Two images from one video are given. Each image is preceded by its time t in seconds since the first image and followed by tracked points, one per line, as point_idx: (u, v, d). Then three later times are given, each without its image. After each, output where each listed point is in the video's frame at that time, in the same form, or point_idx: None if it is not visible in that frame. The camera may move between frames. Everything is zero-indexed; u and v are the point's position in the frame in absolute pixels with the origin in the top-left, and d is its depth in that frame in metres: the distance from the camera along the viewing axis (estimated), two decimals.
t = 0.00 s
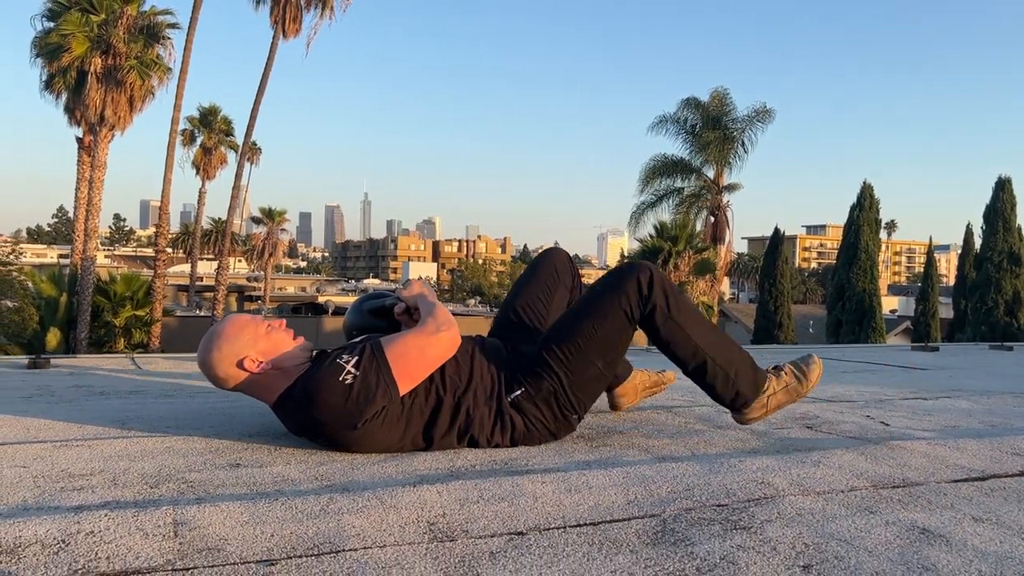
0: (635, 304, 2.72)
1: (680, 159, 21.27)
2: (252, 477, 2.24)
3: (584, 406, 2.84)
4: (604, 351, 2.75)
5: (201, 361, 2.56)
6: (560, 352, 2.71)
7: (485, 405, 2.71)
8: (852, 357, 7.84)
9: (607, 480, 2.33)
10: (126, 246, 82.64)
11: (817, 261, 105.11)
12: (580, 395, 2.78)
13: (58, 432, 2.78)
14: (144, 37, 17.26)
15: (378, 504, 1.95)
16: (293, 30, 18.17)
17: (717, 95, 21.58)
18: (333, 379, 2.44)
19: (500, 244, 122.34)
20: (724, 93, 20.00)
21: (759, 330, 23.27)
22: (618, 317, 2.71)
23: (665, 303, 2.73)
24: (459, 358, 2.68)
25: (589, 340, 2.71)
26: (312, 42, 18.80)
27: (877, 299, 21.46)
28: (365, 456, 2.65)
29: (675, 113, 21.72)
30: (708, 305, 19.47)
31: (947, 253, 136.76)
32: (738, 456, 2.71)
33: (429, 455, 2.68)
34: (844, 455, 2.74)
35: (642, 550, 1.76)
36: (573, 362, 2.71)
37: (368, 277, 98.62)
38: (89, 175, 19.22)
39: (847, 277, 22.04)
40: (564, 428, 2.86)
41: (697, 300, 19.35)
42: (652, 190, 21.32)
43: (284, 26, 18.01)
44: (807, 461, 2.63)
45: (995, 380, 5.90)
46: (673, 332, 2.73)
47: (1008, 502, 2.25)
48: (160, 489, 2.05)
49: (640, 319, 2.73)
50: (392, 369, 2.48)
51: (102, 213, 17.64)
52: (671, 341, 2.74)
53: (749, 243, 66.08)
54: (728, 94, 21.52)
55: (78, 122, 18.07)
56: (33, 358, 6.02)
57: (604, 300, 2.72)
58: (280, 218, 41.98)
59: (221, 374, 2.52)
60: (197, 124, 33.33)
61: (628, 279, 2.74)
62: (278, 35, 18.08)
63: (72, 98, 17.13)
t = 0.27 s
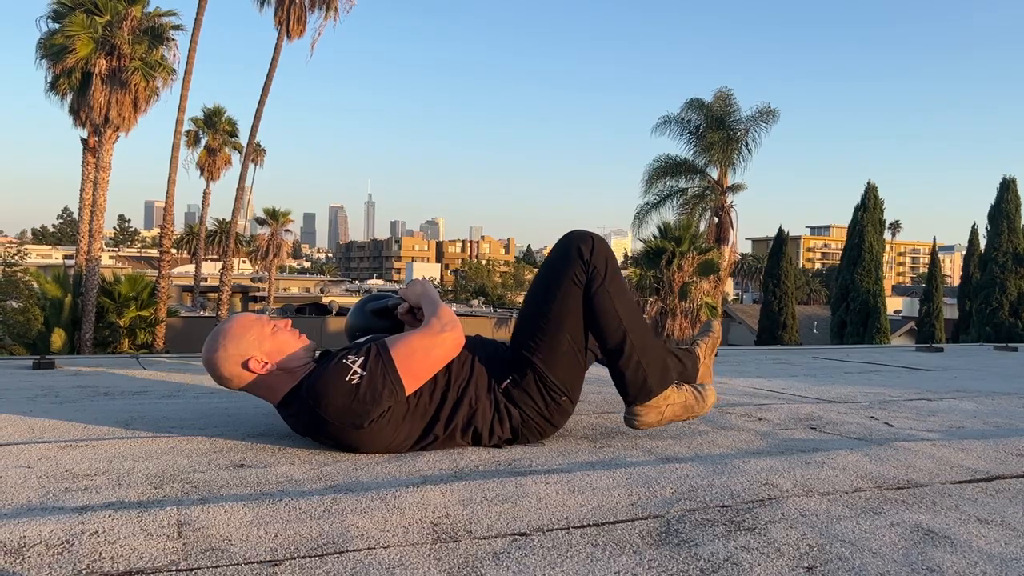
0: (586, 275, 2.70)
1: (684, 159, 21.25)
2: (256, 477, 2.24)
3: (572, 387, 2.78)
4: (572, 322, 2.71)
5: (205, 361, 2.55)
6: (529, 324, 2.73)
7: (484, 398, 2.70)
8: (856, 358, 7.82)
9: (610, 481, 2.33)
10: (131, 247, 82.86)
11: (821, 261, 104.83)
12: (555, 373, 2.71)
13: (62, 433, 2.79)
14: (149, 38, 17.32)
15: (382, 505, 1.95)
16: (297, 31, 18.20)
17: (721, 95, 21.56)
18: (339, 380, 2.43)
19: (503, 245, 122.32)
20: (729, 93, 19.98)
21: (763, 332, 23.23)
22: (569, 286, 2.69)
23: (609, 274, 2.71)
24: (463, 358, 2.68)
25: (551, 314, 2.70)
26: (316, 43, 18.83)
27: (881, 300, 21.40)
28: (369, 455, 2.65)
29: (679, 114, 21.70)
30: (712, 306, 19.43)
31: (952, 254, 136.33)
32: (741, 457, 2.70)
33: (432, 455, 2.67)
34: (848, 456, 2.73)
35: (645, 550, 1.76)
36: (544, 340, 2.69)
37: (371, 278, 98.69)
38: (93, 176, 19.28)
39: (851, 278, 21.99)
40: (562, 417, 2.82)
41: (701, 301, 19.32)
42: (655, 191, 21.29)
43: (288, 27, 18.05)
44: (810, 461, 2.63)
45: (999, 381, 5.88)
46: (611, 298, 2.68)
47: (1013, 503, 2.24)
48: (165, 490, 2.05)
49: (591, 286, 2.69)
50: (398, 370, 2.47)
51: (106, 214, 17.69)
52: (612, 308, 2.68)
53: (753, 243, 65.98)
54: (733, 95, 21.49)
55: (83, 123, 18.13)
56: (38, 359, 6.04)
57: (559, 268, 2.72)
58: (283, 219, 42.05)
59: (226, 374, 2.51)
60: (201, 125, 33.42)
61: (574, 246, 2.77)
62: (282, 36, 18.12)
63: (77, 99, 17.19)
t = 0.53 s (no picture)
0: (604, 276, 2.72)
1: (688, 160, 21.23)
2: (263, 476, 2.24)
3: (578, 385, 2.78)
4: (584, 322, 2.72)
5: (213, 361, 2.55)
6: (543, 321, 2.75)
7: (491, 395, 2.71)
8: (861, 359, 7.80)
9: (617, 480, 2.32)
10: (136, 248, 83.08)
11: (826, 261, 104.62)
12: (562, 370, 2.72)
13: (70, 432, 2.80)
14: (153, 40, 17.38)
15: (390, 504, 1.95)
16: (302, 32, 18.24)
17: (725, 96, 21.54)
18: (348, 380, 2.43)
19: (507, 246, 122.38)
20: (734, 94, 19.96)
21: (768, 332, 23.19)
22: (587, 283, 2.71)
23: (627, 277, 2.74)
24: (470, 357, 2.69)
25: (566, 313, 2.71)
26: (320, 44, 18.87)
27: (886, 300, 21.35)
28: (376, 455, 2.65)
29: (683, 114, 21.69)
30: (716, 307, 19.41)
31: (957, 254, 135.94)
32: (747, 457, 2.70)
33: (438, 454, 2.67)
34: (854, 456, 2.72)
35: (652, 549, 1.76)
36: (555, 339, 2.70)
37: (375, 279, 98.79)
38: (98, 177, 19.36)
39: (856, 279, 21.94)
40: (567, 413, 2.81)
41: (705, 302, 19.30)
42: (659, 192, 21.28)
43: (292, 29, 18.09)
44: (816, 461, 2.63)
45: (1005, 381, 5.87)
46: (626, 298, 2.71)
47: (1021, 503, 2.23)
48: (172, 489, 2.06)
49: (609, 284, 2.71)
50: (406, 369, 2.48)
51: (111, 215, 17.75)
52: (626, 310, 2.71)
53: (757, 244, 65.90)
54: (737, 95, 21.47)
55: (88, 124, 18.19)
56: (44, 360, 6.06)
57: (578, 267, 2.74)
58: (288, 220, 42.12)
59: (234, 374, 2.51)
60: (205, 126, 33.50)
61: (597, 246, 2.79)
62: (286, 37, 18.15)
63: (82, 100, 17.24)
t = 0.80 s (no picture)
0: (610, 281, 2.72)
1: (692, 161, 21.21)
2: (268, 478, 2.25)
3: (584, 390, 2.78)
4: (590, 327, 2.72)
5: (216, 366, 2.56)
6: (549, 326, 2.75)
7: (496, 399, 2.70)
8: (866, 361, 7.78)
9: (622, 482, 2.33)
10: (140, 249, 83.22)
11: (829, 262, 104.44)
12: (569, 374, 2.72)
13: (76, 434, 2.81)
14: (158, 41, 17.40)
15: (395, 506, 1.96)
16: (305, 33, 18.26)
17: (729, 97, 21.51)
18: (350, 385, 2.44)
19: (510, 247, 122.38)
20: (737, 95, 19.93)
21: (772, 334, 23.14)
22: (593, 288, 2.71)
23: (633, 281, 2.74)
24: (474, 361, 2.68)
25: (573, 318, 2.71)
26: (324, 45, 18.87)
27: (890, 301, 21.30)
28: (380, 458, 2.65)
29: (687, 115, 21.67)
30: (719, 308, 19.42)
31: (961, 255, 135.60)
32: (752, 459, 2.70)
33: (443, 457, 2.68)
34: (859, 458, 2.72)
35: (658, 552, 1.76)
36: (561, 343, 2.70)
37: (379, 279, 98.83)
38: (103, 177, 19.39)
39: (860, 280, 21.90)
40: (572, 417, 2.81)
41: (709, 303, 19.29)
42: (663, 193, 21.27)
43: (296, 30, 18.10)
44: (821, 464, 2.62)
45: (1010, 383, 5.85)
46: (632, 303, 2.72)
47: None
48: (178, 491, 2.06)
49: (615, 289, 2.71)
50: (409, 374, 2.49)
51: (116, 216, 17.77)
52: (632, 313, 2.72)
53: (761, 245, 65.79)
54: (741, 96, 21.44)
55: (92, 125, 18.22)
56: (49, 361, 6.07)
57: (584, 272, 2.74)
58: (291, 221, 42.17)
59: (236, 380, 2.52)
60: (209, 127, 33.55)
61: (602, 250, 2.78)
62: (290, 38, 18.16)
63: (87, 102, 17.28)
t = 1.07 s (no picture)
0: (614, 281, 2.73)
1: (695, 162, 21.19)
2: (271, 480, 2.25)
3: (587, 392, 2.78)
4: (593, 329, 2.73)
5: (218, 369, 2.57)
6: (552, 326, 2.75)
7: (499, 402, 2.70)
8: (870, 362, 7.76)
9: (625, 485, 2.32)
10: (145, 250, 83.37)
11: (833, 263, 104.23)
12: (572, 377, 2.72)
13: (80, 435, 2.81)
14: (162, 43, 17.43)
15: (398, 508, 1.96)
16: (309, 35, 18.29)
17: (733, 98, 21.49)
18: (353, 389, 2.44)
19: (514, 248, 122.41)
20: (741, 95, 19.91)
21: (776, 335, 23.10)
22: (597, 289, 2.72)
23: (636, 282, 2.74)
24: (477, 364, 2.68)
25: (576, 319, 2.71)
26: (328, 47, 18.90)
27: (894, 303, 21.25)
28: (382, 461, 2.65)
29: (690, 116, 21.65)
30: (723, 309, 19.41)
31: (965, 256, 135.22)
32: (755, 461, 2.69)
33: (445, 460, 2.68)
34: (863, 460, 2.71)
35: (660, 555, 1.76)
36: (565, 345, 2.70)
37: (383, 280, 98.89)
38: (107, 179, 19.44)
39: (864, 281, 21.85)
40: (575, 420, 2.81)
41: (712, 304, 19.28)
42: (666, 194, 21.25)
43: (300, 31, 18.13)
44: (823, 466, 2.62)
45: (1015, 385, 5.83)
46: (636, 304, 2.72)
47: None
48: (181, 492, 2.07)
49: (618, 290, 2.72)
50: (412, 378, 2.49)
51: (120, 216, 17.81)
52: (636, 314, 2.72)
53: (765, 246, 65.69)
54: (744, 97, 21.42)
55: (96, 126, 18.28)
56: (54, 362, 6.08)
57: (587, 274, 2.74)
58: (295, 222, 42.20)
59: (238, 383, 2.53)
60: (213, 129, 33.62)
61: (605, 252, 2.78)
62: (294, 39, 18.19)
63: (92, 103, 17.32)
